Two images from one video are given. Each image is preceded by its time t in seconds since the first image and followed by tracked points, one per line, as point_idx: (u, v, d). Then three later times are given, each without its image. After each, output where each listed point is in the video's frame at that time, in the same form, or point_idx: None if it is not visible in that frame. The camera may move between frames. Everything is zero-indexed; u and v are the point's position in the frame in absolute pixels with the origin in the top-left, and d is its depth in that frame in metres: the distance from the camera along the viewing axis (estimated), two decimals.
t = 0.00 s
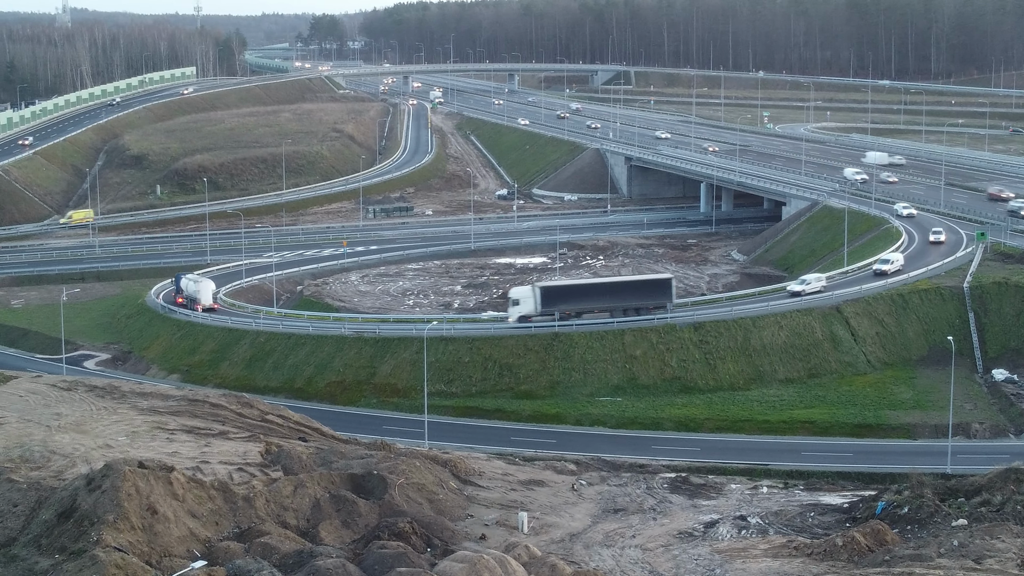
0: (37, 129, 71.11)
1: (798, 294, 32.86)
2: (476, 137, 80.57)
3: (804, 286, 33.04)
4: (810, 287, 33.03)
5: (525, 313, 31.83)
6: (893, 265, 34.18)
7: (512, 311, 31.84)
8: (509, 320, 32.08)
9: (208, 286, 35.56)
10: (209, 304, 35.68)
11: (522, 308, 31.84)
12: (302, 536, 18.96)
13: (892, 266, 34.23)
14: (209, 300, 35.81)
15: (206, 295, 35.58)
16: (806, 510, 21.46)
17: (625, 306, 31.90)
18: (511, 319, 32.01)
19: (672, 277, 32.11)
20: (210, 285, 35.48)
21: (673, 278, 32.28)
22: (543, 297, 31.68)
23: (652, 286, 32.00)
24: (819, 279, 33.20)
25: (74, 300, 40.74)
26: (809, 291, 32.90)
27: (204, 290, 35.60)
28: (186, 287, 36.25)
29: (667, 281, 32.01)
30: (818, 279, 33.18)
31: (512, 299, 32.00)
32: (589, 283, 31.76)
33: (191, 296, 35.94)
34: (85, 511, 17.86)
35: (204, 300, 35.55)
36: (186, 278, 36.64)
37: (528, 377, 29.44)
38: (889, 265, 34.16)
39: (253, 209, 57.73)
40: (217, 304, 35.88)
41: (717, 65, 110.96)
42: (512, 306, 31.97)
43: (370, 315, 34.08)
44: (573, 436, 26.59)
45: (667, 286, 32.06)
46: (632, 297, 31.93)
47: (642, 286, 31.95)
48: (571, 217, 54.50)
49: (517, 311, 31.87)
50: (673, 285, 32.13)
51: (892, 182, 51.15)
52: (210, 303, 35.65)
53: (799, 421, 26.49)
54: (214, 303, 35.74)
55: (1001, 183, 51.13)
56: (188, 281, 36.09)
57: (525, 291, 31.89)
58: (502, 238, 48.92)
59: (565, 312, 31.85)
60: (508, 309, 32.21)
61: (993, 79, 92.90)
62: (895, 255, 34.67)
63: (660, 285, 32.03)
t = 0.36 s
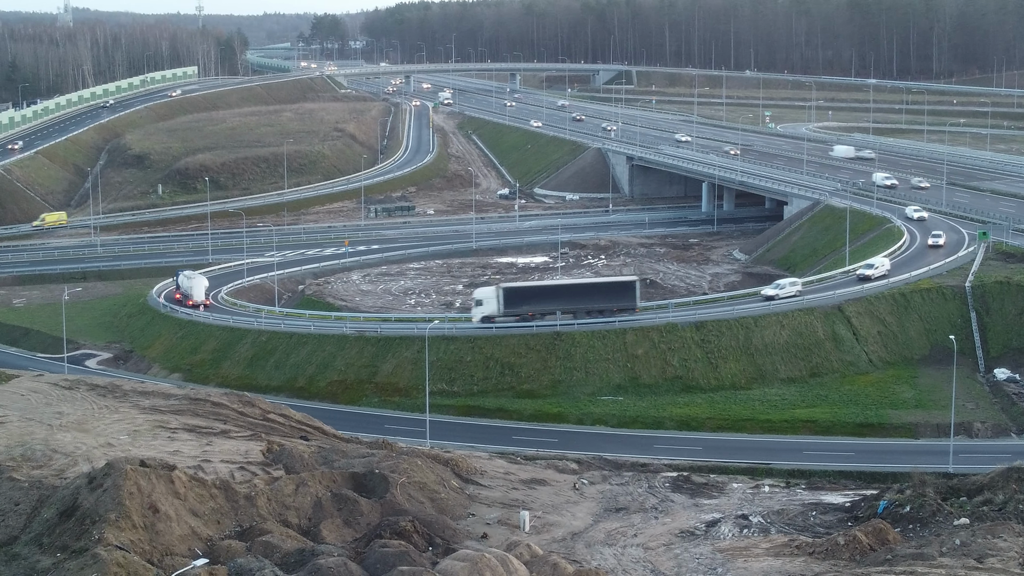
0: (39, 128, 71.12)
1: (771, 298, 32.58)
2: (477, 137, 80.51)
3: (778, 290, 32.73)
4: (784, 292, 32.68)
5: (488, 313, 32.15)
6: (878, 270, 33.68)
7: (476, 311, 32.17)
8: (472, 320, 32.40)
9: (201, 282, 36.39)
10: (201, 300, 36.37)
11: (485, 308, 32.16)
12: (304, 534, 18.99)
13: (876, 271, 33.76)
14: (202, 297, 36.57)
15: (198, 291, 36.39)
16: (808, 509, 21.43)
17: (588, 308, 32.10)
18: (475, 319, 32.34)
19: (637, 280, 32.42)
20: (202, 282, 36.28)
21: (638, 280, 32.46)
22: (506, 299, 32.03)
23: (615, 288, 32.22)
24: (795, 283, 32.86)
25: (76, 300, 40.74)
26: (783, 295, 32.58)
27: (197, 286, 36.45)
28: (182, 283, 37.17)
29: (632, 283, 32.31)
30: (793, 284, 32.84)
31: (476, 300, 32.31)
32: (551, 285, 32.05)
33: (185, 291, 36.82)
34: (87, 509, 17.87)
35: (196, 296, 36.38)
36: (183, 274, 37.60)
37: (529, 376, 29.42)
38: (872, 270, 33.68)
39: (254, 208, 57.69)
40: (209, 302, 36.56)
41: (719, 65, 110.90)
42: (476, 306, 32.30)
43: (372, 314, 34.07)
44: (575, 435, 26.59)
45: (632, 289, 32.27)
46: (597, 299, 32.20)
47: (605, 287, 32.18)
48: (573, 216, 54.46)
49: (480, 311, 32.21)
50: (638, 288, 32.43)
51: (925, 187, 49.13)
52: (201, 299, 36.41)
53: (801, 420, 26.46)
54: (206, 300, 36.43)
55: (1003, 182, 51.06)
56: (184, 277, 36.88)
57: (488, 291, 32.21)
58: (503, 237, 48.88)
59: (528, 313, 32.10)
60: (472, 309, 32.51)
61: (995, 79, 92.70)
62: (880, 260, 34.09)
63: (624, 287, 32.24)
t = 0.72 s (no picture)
0: (41, 128, 71.12)
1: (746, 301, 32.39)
2: (479, 136, 80.48)
3: (752, 293, 32.62)
4: (759, 295, 32.53)
5: (455, 313, 31.85)
6: (861, 275, 33.36)
7: (443, 311, 31.80)
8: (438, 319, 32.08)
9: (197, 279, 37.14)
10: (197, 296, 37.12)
11: (451, 308, 31.83)
12: (305, 532, 18.97)
13: (860, 275, 33.39)
14: (197, 293, 37.30)
15: (193, 287, 37.13)
16: (810, 508, 21.41)
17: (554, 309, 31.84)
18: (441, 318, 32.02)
19: (603, 282, 31.99)
20: (197, 277, 37.00)
21: (605, 282, 32.07)
22: (472, 299, 31.78)
23: (583, 290, 31.83)
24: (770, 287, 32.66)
25: (77, 299, 40.74)
26: (757, 298, 32.43)
27: (193, 282, 37.23)
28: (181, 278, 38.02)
29: (599, 286, 31.86)
30: (768, 287, 32.67)
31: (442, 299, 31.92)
32: (519, 285, 31.74)
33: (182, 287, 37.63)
34: (88, 508, 17.88)
35: (191, 292, 37.14)
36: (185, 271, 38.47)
37: (531, 375, 29.42)
38: (856, 275, 33.31)
39: (255, 208, 57.68)
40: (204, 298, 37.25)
41: (720, 65, 110.81)
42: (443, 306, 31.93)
43: (373, 314, 34.06)
44: (576, 434, 26.56)
45: (599, 290, 31.91)
46: (563, 300, 31.83)
47: (572, 288, 31.80)
48: (574, 215, 54.44)
49: (447, 311, 31.87)
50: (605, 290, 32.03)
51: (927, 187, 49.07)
52: (196, 295, 37.13)
53: (802, 419, 26.44)
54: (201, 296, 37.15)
55: (1005, 182, 50.98)
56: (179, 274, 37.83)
57: (455, 291, 31.82)
58: (504, 237, 48.86)
59: (494, 313, 31.90)
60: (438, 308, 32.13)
61: (997, 78, 92.57)
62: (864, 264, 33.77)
63: (591, 289, 31.85)
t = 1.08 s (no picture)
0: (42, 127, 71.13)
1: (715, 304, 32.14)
2: (481, 135, 80.53)
3: (722, 296, 32.37)
4: (729, 299, 32.30)
5: (420, 311, 32.29)
6: (840, 278, 32.98)
7: (408, 309, 32.38)
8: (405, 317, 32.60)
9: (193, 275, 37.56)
10: (194, 292, 37.62)
11: (416, 307, 32.31)
12: (306, 530, 18.96)
13: (839, 279, 33.02)
14: (195, 289, 37.73)
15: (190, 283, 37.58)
16: (812, 506, 21.41)
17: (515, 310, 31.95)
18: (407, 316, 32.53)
19: (565, 284, 31.86)
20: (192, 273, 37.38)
21: (568, 283, 31.96)
22: (435, 299, 32.06)
23: (544, 292, 31.83)
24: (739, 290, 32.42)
25: (79, 297, 40.75)
26: (726, 301, 32.21)
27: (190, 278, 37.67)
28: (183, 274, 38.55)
29: (559, 288, 31.83)
30: (737, 290, 32.44)
31: (408, 298, 32.42)
32: (480, 286, 31.93)
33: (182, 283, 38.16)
34: (89, 506, 17.90)
35: (189, 288, 37.63)
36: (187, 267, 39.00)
37: (533, 374, 29.42)
38: (834, 279, 32.95)
39: (257, 207, 57.69)
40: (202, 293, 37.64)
41: (722, 64, 110.83)
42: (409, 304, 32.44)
43: (374, 313, 34.06)
44: (578, 433, 26.50)
45: (560, 292, 31.84)
46: (524, 301, 31.87)
47: (532, 290, 31.79)
48: (576, 214, 54.43)
49: (412, 310, 32.37)
50: (566, 291, 31.91)
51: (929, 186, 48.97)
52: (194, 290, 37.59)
53: (803, 417, 26.45)
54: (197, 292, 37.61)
55: (1007, 181, 50.91)
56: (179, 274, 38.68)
57: (419, 290, 32.23)
58: (506, 236, 48.85)
59: (457, 313, 32.20)
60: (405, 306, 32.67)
61: (998, 78, 92.51)
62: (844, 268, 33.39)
63: (552, 290, 31.83)
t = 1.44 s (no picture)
0: (44, 126, 71.24)
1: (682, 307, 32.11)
2: (482, 135, 80.59)
3: (689, 300, 32.38)
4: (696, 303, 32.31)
5: (386, 310, 33.18)
6: (816, 283, 32.86)
7: (375, 308, 33.27)
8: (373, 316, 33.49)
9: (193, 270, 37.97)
10: (194, 288, 38.06)
11: (382, 306, 33.19)
12: (308, 530, 18.97)
13: (815, 284, 32.90)
14: (195, 285, 38.14)
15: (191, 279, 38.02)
16: (813, 505, 21.40)
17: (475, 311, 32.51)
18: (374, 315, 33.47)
19: (528, 285, 32.25)
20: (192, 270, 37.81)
21: (529, 284, 32.32)
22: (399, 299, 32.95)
23: (505, 293, 32.22)
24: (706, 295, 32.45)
25: (80, 297, 40.81)
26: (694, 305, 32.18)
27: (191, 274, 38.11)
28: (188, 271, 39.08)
29: (521, 288, 32.18)
30: (705, 295, 32.47)
31: (375, 298, 33.36)
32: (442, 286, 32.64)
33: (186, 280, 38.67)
34: (91, 505, 17.92)
35: (190, 285, 38.09)
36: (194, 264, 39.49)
37: (533, 373, 29.42)
38: (810, 284, 32.82)
39: (258, 207, 57.74)
40: (201, 288, 38.02)
41: (723, 64, 110.82)
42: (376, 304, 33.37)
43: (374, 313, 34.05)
44: (579, 433, 26.49)
45: (519, 293, 32.23)
46: (485, 302, 32.35)
47: (491, 291, 32.24)
48: (577, 214, 54.44)
49: (379, 309, 33.26)
50: (529, 292, 32.31)
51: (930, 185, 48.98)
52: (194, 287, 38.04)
53: (805, 417, 26.44)
54: (197, 288, 38.02)
55: (1009, 180, 50.85)
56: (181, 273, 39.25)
57: (386, 290, 33.14)
58: (507, 235, 48.87)
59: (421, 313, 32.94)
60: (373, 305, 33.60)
61: (1000, 77, 92.35)
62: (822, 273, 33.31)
63: (510, 291, 32.21)
